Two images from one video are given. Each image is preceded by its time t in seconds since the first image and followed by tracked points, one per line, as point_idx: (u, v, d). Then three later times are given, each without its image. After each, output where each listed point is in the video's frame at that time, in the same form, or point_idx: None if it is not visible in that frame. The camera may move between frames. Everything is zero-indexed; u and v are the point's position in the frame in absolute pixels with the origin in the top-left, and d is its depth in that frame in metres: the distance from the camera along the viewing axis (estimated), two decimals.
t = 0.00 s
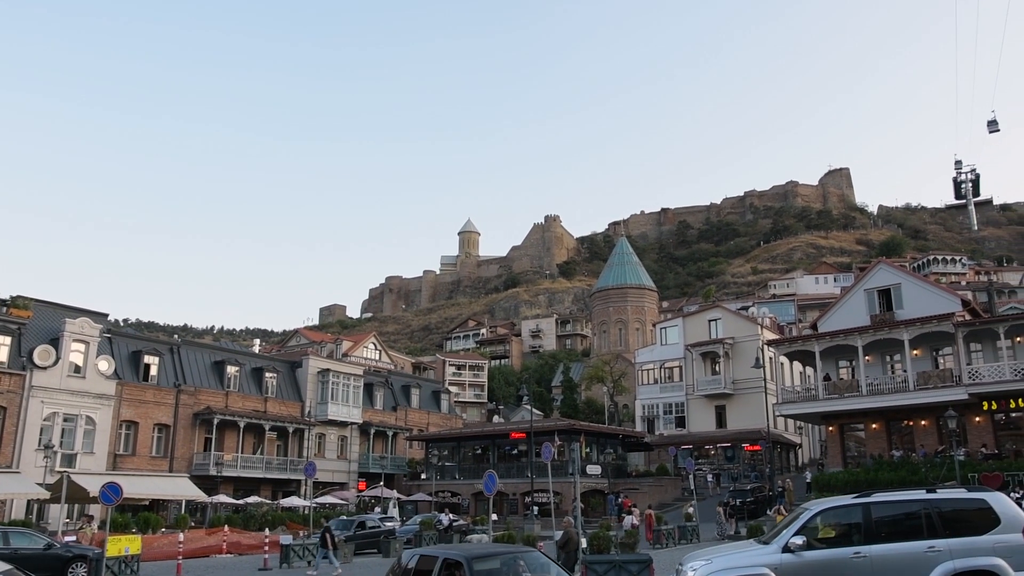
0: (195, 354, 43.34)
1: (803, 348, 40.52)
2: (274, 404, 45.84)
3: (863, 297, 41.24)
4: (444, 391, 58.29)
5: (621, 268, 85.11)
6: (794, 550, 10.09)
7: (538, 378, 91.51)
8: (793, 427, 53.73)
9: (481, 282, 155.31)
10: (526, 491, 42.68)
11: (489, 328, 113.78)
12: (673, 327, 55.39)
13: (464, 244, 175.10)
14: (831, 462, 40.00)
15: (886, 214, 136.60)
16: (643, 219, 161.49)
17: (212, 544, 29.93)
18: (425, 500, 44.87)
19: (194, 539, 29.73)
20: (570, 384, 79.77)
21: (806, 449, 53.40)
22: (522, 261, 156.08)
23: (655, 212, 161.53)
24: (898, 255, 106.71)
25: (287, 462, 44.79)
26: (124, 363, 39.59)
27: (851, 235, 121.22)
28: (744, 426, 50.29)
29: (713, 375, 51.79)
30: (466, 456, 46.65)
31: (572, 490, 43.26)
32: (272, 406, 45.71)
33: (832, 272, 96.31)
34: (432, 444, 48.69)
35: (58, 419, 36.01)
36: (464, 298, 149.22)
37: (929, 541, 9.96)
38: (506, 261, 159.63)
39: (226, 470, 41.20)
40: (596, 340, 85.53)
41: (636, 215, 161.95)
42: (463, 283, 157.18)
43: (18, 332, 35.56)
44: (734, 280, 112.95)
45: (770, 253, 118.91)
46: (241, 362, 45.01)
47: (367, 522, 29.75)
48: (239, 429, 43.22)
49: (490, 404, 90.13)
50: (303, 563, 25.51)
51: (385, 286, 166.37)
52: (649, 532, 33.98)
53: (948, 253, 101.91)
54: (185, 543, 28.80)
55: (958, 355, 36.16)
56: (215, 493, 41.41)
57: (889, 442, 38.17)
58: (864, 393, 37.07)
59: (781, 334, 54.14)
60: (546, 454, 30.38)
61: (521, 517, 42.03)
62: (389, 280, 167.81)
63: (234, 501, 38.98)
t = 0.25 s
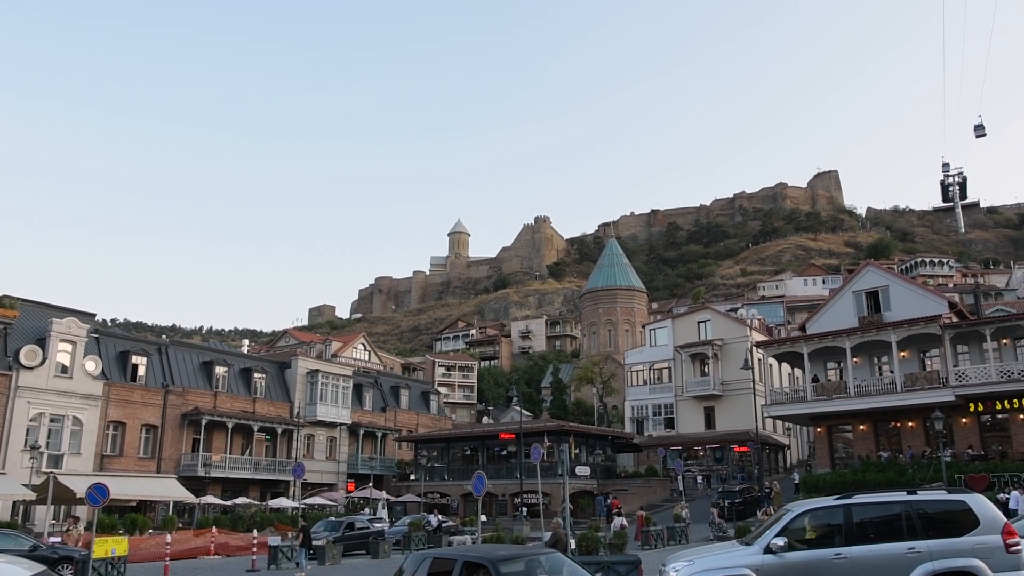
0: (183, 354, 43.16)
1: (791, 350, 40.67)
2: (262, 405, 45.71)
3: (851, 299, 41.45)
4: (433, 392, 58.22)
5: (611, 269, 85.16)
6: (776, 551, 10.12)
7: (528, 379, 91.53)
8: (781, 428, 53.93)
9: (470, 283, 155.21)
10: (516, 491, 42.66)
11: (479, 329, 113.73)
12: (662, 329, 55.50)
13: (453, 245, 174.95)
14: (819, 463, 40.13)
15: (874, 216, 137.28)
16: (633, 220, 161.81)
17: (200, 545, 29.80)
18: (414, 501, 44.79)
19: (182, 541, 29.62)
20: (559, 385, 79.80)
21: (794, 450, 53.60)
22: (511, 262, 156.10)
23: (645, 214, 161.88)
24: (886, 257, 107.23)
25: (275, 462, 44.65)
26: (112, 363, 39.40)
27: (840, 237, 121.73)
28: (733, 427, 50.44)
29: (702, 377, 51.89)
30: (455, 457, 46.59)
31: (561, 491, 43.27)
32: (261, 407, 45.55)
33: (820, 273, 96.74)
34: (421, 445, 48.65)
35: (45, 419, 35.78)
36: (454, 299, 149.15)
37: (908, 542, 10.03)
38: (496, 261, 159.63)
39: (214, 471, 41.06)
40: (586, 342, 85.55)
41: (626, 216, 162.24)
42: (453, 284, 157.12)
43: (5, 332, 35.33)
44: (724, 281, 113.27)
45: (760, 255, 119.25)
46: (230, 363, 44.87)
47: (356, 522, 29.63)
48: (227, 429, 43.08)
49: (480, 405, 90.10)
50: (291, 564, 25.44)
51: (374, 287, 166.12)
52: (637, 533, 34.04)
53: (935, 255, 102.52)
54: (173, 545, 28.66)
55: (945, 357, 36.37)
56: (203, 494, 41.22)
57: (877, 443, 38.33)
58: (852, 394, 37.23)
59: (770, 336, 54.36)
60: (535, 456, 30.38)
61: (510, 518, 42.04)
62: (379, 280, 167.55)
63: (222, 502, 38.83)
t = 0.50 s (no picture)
0: (172, 354, 42.98)
1: (780, 351, 40.80)
2: (251, 406, 45.56)
3: (840, 301, 41.63)
4: (423, 393, 58.18)
5: (601, 271, 85.30)
6: (754, 552, 10.16)
7: (517, 380, 91.54)
8: (770, 429, 54.11)
9: (460, 284, 155.12)
10: (505, 493, 42.67)
11: (469, 330, 113.73)
12: (652, 330, 55.59)
13: (443, 246, 174.80)
14: (807, 465, 40.26)
15: (863, 219, 137.97)
16: (623, 221, 162.12)
17: (189, 546, 29.69)
18: (403, 502, 44.71)
19: (170, 542, 29.50)
20: (549, 386, 79.86)
21: (783, 451, 53.78)
22: (502, 263, 156.14)
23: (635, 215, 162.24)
24: (874, 259, 107.78)
25: (264, 463, 44.50)
26: (100, 364, 39.19)
27: (828, 239, 122.30)
28: (723, 428, 50.55)
29: (692, 378, 51.99)
30: (445, 458, 46.55)
31: (550, 493, 43.28)
32: (250, 408, 45.41)
33: (809, 275, 97.18)
34: (410, 446, 48.58)
35: (32, 420, 35.56)
36: (444, 300, 149.08)
37: (886, 543, 10.09)
38: (486, 262, 159.62)
39: (202, 472, 40.91)
40: (576, 343, 85.65)
41: (616, 218, 162.52)
42: (443, 285, 157.03)
43: None
44: (713, 283, 113.58)
45: (749, 257, 119.63)
46: (219, 363, 44.71)
47: (345, 524, 29.56)
48: (216, 430, 42.92)
49: (470, 406, 90.09)
50: (279, 566, 25.39)
51: (364, 287, 165.83)
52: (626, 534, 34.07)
53: (923, 257, 103.15)
54: (161, 546, 28.54)
55: (932, 359, 36.58)
56: (191, 495, 41.03)
57: (865, 445, 38.49)
58: (841, 396, 37.37)
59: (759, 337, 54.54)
60: (525, 457, 30.36)
61: (499, 519, 42.04)
62: (368, 281, 167.26)
63: (211, 504, 38.68)
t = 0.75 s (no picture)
0: (160, 355, 42.78)
1: (770, 353, 40.92)
2: (240, 407, 45.40)
3: (828, 303, 41.80)
4: (413, 394, 58.11)
5: (591, 272, 85.42)
6: (729, 553, 10.28)
7: (507, 382, 91.51)
8: (759, 430, 54.28)
9: (451, 284, 155.00)
10: (495, 494, 42.67)
11: (459, 331, 113.69)
12: (641, 332, 55.69)
13: (433, 247, 174.65)
14: (796, 466, 40.40)
15: (852, 221, 138.62)
16: (614, 223, 162.39)
17: (176, 548, 29.55)
18: (393, 504, 44.62)
19: (158, 543, 29.37)
20: (539, 387, 79.89)
21: (772, 452, 53.95)
22: (492, 264, 156.16)
23: (625, 217, 162.50)
24: (863, 261, 108.28)
25: (253, 465, 44.36)
26: (88, 365, 38.99)
27: (817, 241, 122.80)
28: (712, 429, 50.67)
29: (681, 380, 52.11)
30: (434, 459, 46.51)
31: (539, 494, 43.29)
32: (239, 409, 45.26)
33: (798, 277, 97.58)
34: (400, 447, 48.50)
35: (19, 420, 35.33)
36: (434, 301, 148.95)
37: (861, 547, 10.17)
38: (476, 263, 159.59)
39: (191, 473, 40.75)
40: (566, 344, 85.71)
41: (607, 219, 162.76)
42: (433, 286, 156.88)
43: None
44: (703, 284, 113.87)
45: (739, 258, 119.97)
46: (208, 364, 44.54)
47: (334, 525, 29.49)
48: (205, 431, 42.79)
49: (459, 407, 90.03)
50: (268, 567, 25.28)
51: (354, 288, 165.53)
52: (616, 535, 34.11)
53: (911, 259, 103.68)
54: (148, 548, 28.41)
55: (920, 360, 36.76)
56: (180, 496, 40.86)
57: (853, 446, 38.65)
58: (830, 397, 37.53)
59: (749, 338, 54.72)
60: (514, 458, 30.33)
61: (489, 520, 42.03)
62: (358, 282, 166.95)
63: (199, 505, 38.53)
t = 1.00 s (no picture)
0: (148, 356, 42.56)
1: (759, 355, 41.03)
2: (229, 408, 45.21)
3: (817, 305, 41.96)
4: (402, 396, 58.00)
5: (581, 274, 85.49)
6: (700, 555, 10.64)
7: (497, 383, 91.44)
8: (748, 432, 54.45)
9: (440, 286, 154.80)
10: (484, 495, 42.65)
11: (449, 333, 113.56)
12: (631, 333, 55.74)
13: (423, 248, 174.42)
14: (785, 467, 40.53)
15: (840, 223, 139.27)
16: (604, 225, 162.55)
17: (163, 550, 29.38)
18: (382, 505, 44.54)
19: (145, 546, 29.21)
20: (529, 389, 79.86)
21: (760, 454, 54.12)
22: (482, 266, 156.10)
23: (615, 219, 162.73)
24: (851, 263, 108.76)
25: (242, 466, 44.18)
26: (75, 365, 38.76)
27: (806, 244, 123.28)
28: (701, 431, 50.80)
29: (671, 382, 52.22)
30: (423, 460, 46.41)
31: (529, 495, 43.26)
32: (227, 410, 45.07)
33: (787, 279, 97.95)
34: (389, 449, 48.37)
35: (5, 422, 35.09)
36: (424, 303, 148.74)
37: (828, 549, 10.39)
38: (466, 265, 159.44)
39: (179, 475, 40.55)
40: (556, 345, 85.71)
41: (596, 221, 162.96)
42: (423, 287, 156.59)
43: None
44: (692, 286, 114.13)
45: (728, 261, 120.29)
46: (196, 365, 44.34)
47: (323, 527, 29.40)
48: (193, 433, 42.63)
49: (449, 409, 89.91)
50: (256, 569, 25.16)
51: (344, 289, 165.14)
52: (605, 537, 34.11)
53: (900, 262, 104.21)
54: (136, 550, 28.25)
55: (908, 362, 36.95)
56: (167, 498, 40.67)
57: (841, 448, 38.82)
58: (818, 399, 37.68)
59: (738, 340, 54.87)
60: (503, 460, 30.25)
61: (478, 522, 41.99)
62: (348, 283, 166.55)
63: (188, 507, 38.35)
